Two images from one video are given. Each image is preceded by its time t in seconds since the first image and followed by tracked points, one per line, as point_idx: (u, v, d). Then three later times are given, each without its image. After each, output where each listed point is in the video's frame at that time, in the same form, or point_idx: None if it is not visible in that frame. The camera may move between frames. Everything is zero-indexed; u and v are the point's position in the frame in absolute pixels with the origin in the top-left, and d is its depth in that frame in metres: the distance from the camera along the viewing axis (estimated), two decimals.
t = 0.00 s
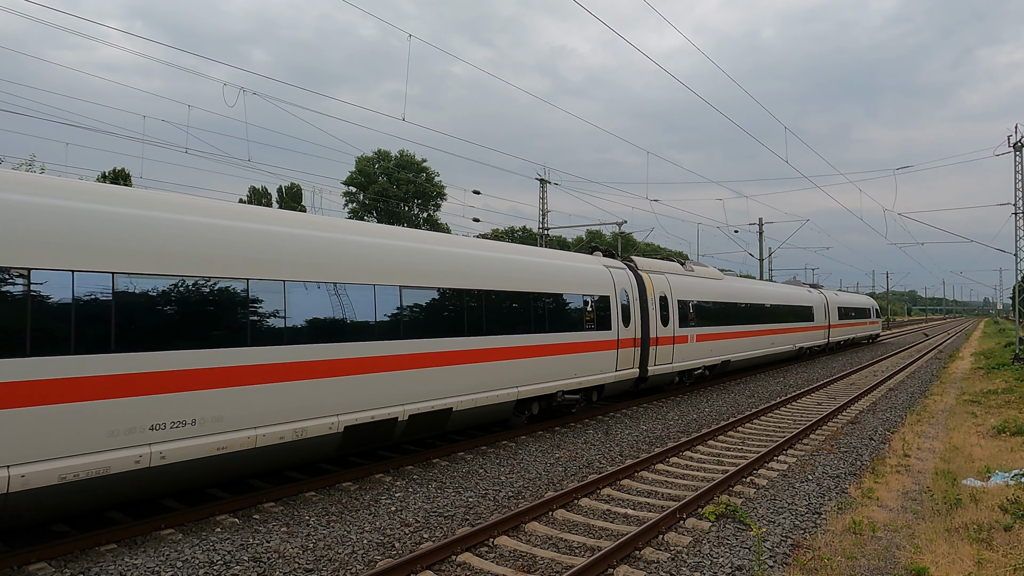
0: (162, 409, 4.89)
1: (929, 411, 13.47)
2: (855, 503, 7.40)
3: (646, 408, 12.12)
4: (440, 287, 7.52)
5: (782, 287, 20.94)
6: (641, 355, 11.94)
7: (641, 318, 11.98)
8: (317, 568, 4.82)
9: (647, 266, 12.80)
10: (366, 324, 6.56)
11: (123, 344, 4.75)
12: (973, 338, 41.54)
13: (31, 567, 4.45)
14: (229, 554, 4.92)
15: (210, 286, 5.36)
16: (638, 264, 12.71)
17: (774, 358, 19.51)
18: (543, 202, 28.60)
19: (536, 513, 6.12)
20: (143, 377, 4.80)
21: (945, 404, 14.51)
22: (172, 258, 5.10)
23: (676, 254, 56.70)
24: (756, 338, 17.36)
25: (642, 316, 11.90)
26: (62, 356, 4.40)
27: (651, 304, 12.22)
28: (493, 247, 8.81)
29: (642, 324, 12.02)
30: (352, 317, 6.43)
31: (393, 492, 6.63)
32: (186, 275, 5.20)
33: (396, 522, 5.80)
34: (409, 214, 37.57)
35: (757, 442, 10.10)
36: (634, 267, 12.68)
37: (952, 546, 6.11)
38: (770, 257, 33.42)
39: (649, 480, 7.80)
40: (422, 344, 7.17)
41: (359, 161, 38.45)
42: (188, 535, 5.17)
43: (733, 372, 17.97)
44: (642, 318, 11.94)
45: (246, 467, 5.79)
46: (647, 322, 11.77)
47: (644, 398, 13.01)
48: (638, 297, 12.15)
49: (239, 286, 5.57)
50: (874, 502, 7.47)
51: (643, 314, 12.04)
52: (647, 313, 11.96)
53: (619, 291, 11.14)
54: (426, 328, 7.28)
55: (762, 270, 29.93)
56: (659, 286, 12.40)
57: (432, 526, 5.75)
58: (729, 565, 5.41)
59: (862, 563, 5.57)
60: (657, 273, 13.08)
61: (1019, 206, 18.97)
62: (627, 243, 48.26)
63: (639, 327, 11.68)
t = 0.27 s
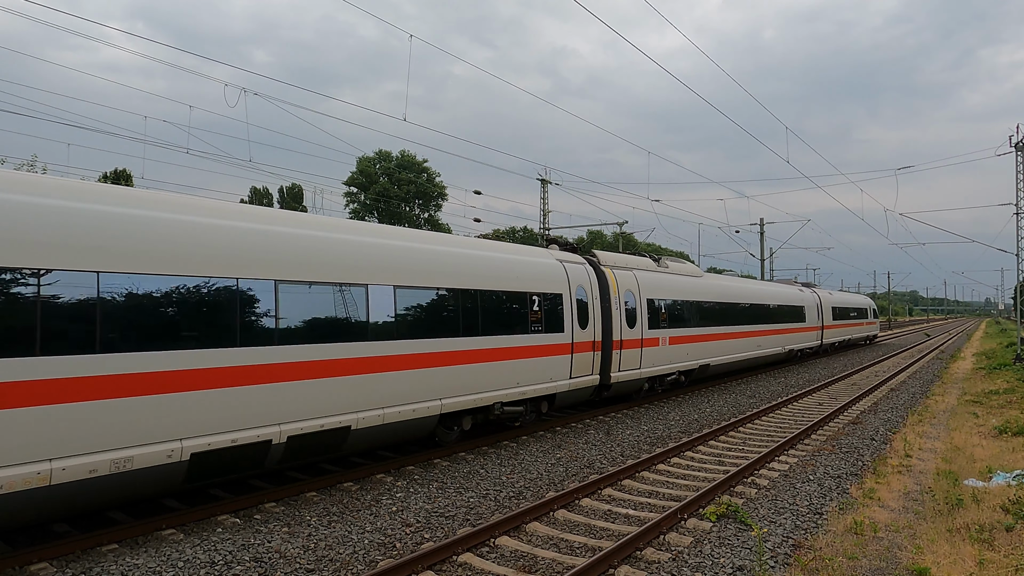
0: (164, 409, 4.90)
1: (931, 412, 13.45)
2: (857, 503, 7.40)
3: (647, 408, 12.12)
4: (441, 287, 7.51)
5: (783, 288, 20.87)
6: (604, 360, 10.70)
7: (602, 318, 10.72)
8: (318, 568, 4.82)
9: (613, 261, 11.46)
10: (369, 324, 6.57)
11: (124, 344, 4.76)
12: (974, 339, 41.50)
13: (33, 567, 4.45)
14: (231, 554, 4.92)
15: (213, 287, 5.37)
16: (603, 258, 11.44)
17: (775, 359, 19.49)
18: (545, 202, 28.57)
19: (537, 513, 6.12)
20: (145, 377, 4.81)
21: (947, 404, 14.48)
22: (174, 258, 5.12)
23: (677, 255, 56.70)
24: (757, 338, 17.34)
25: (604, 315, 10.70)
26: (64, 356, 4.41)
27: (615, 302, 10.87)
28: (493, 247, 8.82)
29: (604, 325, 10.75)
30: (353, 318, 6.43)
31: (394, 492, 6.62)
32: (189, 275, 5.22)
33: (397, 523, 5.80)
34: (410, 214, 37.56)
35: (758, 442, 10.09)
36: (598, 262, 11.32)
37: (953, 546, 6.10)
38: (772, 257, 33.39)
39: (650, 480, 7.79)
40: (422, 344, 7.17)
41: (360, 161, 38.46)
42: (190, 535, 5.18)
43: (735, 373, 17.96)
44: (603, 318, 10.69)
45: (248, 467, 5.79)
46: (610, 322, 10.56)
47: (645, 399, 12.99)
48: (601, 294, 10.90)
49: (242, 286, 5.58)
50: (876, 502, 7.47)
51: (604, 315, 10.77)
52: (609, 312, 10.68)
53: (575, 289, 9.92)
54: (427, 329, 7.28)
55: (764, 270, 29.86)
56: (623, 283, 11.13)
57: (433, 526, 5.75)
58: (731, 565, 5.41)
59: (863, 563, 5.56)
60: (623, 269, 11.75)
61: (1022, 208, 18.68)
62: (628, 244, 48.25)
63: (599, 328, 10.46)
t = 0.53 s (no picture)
0: (165, 409, 4.91)
1: (932, 412, 13.42)
2: (858, 503, 7.39)
3: (648, 408, 12.12)
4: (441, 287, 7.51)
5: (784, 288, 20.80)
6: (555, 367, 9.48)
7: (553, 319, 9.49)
8: (319, 569, 4.82)
9: (568, 256, 10.23)
10: (370, 324, 6.57)
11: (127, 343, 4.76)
12: (977, 339, 41.43)
13: (34, 567, 4.46)
14: (232, 554, 4.92)
15: (214, 286, 5.37)
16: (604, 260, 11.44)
17: (777, 359, 19.47)
18: (547, 202, 28.56)
19: (538, 514, 6.12)
20: (147, 378, 4.81)
21: (948, 405, 14.45)
22: (175, 258, 5.12)
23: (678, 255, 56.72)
24: (758, 339, 17.34)
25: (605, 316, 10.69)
26: (66, 356, 4.42)
27: (568, 301, 9.60)
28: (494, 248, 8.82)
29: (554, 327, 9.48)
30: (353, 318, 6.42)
31: (395, 493, 6.63)
32: (191, 275, 5.22)
33: (398, 524, 5.80)
34: (411, 214, 37.57)
35: (759, 443, 10.07)
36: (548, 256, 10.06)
37: (954, 546, 6.10)
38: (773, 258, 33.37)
39: (650, 481, 7.79)
40: (423, 344, 7.16)
41: (361, 162, 38.50)
42: (191, 536, 5.18)
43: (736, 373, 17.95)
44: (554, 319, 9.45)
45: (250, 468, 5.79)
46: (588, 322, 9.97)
47: (646, 399, 13.00)
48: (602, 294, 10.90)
49: (243, 286, 5.58)
50: (877, 503, 7.47)
51: (555, 318, 9.52)
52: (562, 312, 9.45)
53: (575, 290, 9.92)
54: (427, 329, 7.26)
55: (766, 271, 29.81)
56: (624, 284, 11.13)
57: (434, 527, 5.75)
58: (732, 565, 5.41)
59: (865, 564, 5.56)
60: (581, 265, 10.51)
61: None
62: (629, 244, 48.29)
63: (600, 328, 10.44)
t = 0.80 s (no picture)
0: (171, 409, 4.94)
1: (935, 413, 13.37)
2: (861, 504, 7.39)
3: (650, 409, 12.12)
4: (444, 288, 7.52)
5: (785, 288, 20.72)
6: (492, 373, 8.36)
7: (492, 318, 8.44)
8: (321, 569, 4.83)
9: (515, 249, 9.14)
10: (371, 324, 6.57)
11: (133, 343, 4.79)
12: (979, 339, 41.33)
13: (38, 567, 4.47)
14: (235, 554, 4.93)
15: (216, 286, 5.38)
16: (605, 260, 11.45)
17: (779, 359, 19.46)
18: (548, 203, 28.59)
19: (540, 514, 6.12)
20: (149, 378, 4.83)
21: (951, 405, 14.42)
22: (177, 259, 5.13)
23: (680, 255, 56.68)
24: (761, 339, 17.33)
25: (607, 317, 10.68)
26: (73, 356, 4.45)
27: (510, 298, 8.51)
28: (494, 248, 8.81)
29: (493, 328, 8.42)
30: (356, 318, 6.43)
31: (397, 493, 6.63)
32: (192, 275, 5.23)
33: (400, 524, 5.80)
34: (413, 215, 37.59)
35: (762, 443, 10.07)
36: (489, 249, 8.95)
37: (957, 547, 6.09)
38: (775, 258, 33.32)
39: (653, 481, 7.78)
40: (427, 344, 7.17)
41: (363, 162, 38.53)
42: (194, 536, 5.19)
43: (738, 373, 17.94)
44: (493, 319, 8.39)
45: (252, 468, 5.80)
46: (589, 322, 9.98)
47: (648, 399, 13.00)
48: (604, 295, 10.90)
49: (244, 286, 5.59)
50: (880, 503, 7.46)
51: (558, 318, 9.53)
52: (501, 310, 8.38)
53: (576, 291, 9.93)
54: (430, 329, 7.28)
55: (768, 271, 29.76)
56: (624, 285, 11.14)
57: (436, 527, 5.75)
58: (735, 566, 5.40)
59: (868, 564, 5.56)
60: (581, 265, 10.52)
61: None
62: (631, 244, 48.28)
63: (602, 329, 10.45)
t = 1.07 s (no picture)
0: (197, 408, 5.24)
1: (939, 413, 13.59)
2: (865, 504, 7.65)
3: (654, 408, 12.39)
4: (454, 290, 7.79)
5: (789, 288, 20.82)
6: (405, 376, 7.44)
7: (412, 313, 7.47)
8: (324, 568, 5.11)
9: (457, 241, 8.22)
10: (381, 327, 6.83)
11: (158, 343, 5.07)
12: (984, 338, 41.47)
13: (43, 566, 4.75)
14: (238, 554, 5.21)
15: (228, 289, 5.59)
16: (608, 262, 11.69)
17: (783, 358, 19.70)
18: (553, 203, 28.87)
19: (543, 514, 6.39)
20: (179, 378, 5.12)
21: (955, 406, 14.63)
22: (188, 261, 5.34)
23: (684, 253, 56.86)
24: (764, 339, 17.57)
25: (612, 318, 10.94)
26: (100, 355, 4.71)
27: (517, 300, 8.79)
28: (503, 252, 9.06)
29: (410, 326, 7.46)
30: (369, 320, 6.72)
31: (398, 493, 6.91)
32: (204, 278, 5.43)
33: (403, 524, 6.08)
34: (419, 215, 37.91)
35: (764, 443, 10.32)
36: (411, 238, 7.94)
37: (961, 548, 6.34)
38: (780, 258, 33.45)
39: (655, 481, 8.05)
40: (436, 345, 7.45)
41: (368, 162, 38.83)
42: (196, 536, 5.48)
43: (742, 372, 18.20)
44: (411, 317, 7.43)
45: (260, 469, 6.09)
46: (591, 324, 10.25)
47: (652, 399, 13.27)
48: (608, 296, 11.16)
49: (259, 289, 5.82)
50: (884, 504, 7.71)
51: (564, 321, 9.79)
52: (421, 307, 7.39)
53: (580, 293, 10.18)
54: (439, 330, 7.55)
55: (773, 271, 29.96)
56: (626, 286, 11.40)
57: (439, 527, 6.03)
58: (737, 566, 5.66)
59: (871, 565, 5.82)
60: (585, 267, 10.76)
61: None
62: (636, 243, 48.52)
63: (607, 330, 10.70)
